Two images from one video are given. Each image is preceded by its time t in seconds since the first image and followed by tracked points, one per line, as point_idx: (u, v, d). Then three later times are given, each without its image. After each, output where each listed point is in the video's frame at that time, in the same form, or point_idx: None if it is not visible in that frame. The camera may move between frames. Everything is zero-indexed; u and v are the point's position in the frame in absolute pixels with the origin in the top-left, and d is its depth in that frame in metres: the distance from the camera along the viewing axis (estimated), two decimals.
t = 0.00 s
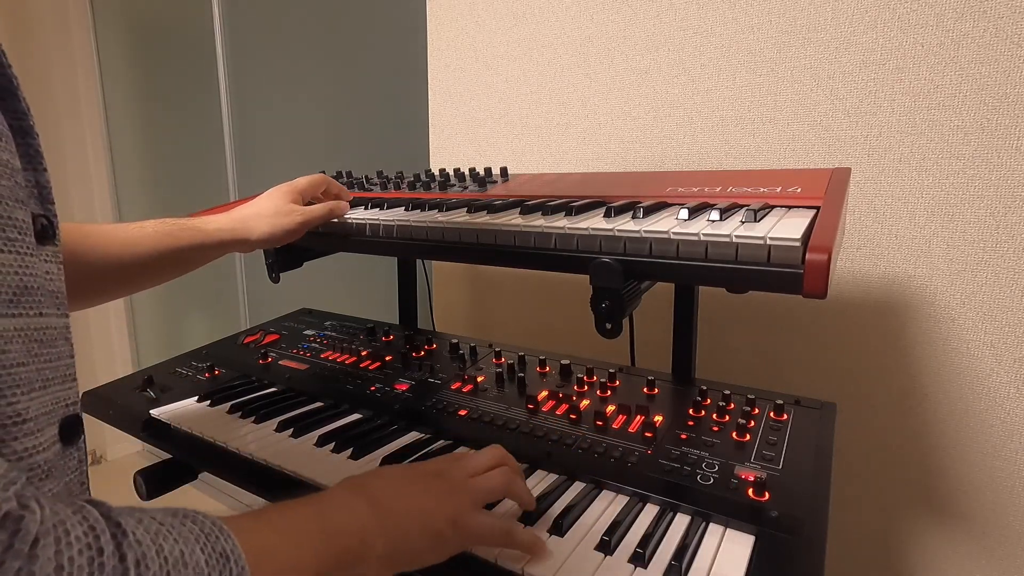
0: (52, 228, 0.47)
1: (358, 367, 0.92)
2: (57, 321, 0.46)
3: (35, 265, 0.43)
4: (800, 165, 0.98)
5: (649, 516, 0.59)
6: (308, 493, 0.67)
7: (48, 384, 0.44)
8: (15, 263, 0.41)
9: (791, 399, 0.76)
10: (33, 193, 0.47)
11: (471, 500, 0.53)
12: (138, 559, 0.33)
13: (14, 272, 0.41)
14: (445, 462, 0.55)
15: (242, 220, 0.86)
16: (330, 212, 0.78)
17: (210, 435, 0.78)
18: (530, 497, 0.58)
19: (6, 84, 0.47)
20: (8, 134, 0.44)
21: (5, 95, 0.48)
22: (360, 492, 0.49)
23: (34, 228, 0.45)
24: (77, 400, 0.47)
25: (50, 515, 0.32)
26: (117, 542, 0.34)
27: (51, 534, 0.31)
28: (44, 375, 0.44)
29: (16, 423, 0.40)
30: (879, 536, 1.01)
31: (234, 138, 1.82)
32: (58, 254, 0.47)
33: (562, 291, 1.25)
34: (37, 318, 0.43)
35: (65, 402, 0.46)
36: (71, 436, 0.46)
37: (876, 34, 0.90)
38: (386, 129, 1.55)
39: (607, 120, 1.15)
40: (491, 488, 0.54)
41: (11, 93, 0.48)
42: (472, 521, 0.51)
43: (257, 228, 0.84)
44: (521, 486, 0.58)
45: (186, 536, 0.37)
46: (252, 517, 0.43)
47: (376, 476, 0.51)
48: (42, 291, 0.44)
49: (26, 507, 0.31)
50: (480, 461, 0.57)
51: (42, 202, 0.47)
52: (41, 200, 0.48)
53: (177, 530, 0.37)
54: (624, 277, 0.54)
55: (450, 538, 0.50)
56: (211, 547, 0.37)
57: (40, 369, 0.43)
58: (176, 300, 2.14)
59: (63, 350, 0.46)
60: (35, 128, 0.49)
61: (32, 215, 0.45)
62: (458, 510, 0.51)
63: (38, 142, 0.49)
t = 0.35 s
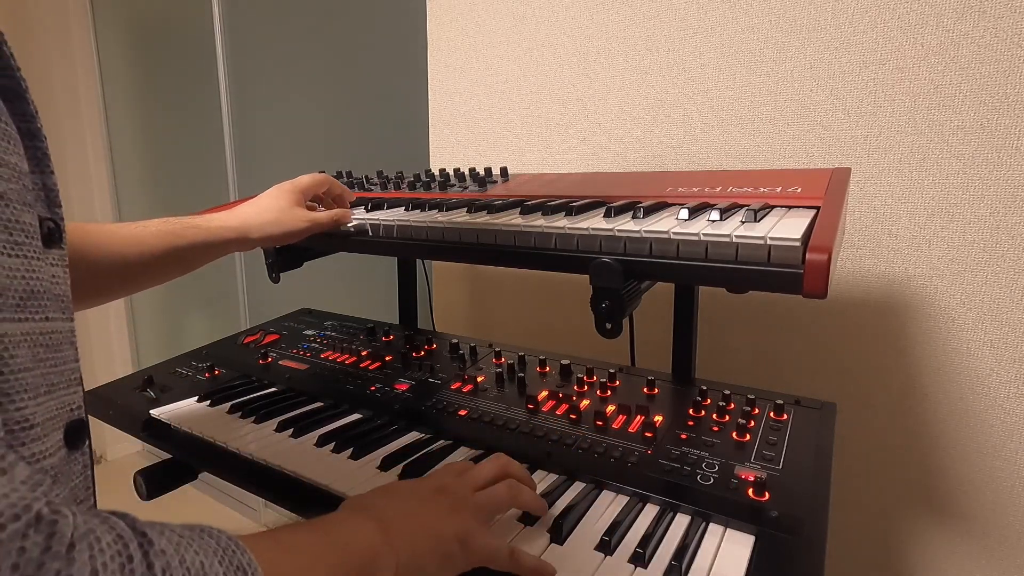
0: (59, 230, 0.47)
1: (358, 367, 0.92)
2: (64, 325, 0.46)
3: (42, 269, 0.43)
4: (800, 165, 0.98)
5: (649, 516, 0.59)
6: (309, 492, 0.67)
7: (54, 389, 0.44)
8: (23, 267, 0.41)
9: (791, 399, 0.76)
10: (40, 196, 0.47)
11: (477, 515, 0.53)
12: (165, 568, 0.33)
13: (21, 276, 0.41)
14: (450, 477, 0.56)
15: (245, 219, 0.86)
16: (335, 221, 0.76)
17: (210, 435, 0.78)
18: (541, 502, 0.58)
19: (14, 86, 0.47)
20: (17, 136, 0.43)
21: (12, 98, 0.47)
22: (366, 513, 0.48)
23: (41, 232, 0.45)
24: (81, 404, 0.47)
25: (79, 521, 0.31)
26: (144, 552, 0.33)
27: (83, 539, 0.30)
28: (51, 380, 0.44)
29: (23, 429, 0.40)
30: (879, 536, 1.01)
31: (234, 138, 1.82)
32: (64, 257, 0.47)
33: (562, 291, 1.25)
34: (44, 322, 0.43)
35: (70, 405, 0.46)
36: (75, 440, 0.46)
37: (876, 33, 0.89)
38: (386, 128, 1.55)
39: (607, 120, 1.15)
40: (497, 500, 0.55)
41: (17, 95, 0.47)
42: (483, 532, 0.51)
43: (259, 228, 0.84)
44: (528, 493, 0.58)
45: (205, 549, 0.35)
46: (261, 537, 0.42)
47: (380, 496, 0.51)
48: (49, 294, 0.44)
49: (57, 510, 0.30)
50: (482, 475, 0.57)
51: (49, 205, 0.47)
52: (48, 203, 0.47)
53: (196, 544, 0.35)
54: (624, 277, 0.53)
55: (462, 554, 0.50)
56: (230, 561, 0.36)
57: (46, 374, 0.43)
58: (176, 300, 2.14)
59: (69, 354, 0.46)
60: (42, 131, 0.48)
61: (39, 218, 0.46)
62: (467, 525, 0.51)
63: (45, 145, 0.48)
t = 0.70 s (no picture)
0: (56, 231, 0.47)
1: (358, 367, 0.92)
2: (64, 328, 0.45)
3: (43, 272, 0.43)
4: (800, 165, 0.98)
5: (650, 516, 0.59)
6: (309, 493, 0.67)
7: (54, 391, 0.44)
8: (25, 270, 0.41)
9: (791, 399, 0.76)
10: (38, 199, 0.47)
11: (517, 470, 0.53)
12: (218, 523, 0.36)
13: (23, 280, 0.41)
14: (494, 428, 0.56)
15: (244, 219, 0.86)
16: (336, 221, 0.77)
17: (210, 436, 0.78)
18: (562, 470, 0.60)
19: (13, 89, 0.46)
20: (16, 139, 0.42)
21: (11, 101, 0.46)
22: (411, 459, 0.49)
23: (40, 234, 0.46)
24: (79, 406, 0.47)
25: (130, 487, 0.34)
26: (195, 511, 0.36)
27: (131, 504, 0.33)
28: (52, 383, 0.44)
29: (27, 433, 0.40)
30: (879, 536, 1.01)
31: (234, 138, 1.83)
32: (62, 259, 0.47)
33: (562, 291, 1.25)
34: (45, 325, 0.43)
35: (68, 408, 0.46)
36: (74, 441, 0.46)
37: (876, 33, 0.90)
38: (386, 128, 1.55)
39: (607, 120, 1.15)
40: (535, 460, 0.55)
41: (17, 98, 0.46)
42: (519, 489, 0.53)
43: (258, 227, 0.84)
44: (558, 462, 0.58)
45: (259, 499, 0.38)
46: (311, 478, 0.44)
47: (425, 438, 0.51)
48: (49, 297, 0.43)
49: (109, 480, 0.33)
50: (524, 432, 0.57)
51: (47, 208, 0.48)
52: (46, 206, 0.48)
53: (248, 493, 0.39)
54: (624, 277, 0.53)
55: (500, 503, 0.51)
56: (284, 507, 0.39)
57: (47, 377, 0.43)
58: (176, 300, 2.14)
59: (67, 356, 0.46)
60: (41, 133, 0.49)
61: (38, 221, 0.46)
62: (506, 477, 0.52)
63: (44, 148, 0.49)
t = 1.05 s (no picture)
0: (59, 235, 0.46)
1: (358, 367, 0.92)
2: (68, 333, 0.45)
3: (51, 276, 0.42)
4: (800, 165, 0.98)
5: (649, 516, 0.59)
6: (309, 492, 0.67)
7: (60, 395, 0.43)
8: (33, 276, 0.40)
9: (791, 399, 0.76)
10: (44, 202, 0.45)
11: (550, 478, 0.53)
12: (300, 500, 0.38)
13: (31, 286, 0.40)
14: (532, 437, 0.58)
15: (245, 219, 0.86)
16: (335, 221, 0.77)
17: (210, 435, 0.78)
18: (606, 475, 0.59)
19: (17, 93, 0.46)
20: (20, 141, 0.42)
21: (16, 105, 0.46)
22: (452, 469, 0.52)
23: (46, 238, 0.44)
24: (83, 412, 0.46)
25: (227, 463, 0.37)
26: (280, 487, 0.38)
27: (231, 473, 0.36)
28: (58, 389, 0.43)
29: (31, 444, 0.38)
30: (879, 536, 1.01)
31: (234, 138, 1.83)
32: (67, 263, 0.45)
33: (562, 291, 1.26)
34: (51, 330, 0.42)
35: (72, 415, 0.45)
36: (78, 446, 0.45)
37: (876, 33, 0.90)
38: (386, 128, 1.55)
39: (607, 120, 1.15)
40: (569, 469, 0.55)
41: (21, 101, 0.46)
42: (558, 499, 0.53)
43: (259, 228, 0.84)
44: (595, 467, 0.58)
45: (326, 489, 0.41)
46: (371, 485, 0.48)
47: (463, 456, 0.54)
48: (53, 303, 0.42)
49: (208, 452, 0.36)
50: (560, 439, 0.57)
51: (51, 211, 0.46)
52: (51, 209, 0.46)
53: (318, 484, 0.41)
54: (624, 277, 0.53)
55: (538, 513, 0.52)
56: (344, 498, 0.42)
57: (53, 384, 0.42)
58: (176, 299, 2.14)
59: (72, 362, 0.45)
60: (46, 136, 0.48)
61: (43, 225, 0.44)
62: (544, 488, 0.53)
63: (48, 153, 0.48)
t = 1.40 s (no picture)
0: (68, 235, 0.47)
1: (358, 367, 0.92)
2: (70, 330, 0.46)
3: (52, 275, 0.43)
4: (800, 165, 0.98)
5: (649, 516, 0.59)
6: (309, 493, 0.67)
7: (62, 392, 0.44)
8: (33, 274, 0.41)
9: (791, 399, 0.76)
10: (50, 202, 0.47)
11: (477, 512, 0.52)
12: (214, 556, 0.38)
13: (31, 284, 0.41)
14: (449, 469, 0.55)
15: (246, 220, 0.85)
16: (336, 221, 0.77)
17: (211, 435, 0.78)
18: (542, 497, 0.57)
19: (26, 92, 0.46)
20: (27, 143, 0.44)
21: (22, 103, 0.46)
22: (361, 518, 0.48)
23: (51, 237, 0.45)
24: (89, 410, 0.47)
25: (59, 562, 0.31)
26: None
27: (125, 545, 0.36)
28: (60, 385, 0.44)
29: (30, 438, 0.40)
30: (879, 536, 1.01)
31: (234, 138, 1.83)
32: (72, 262, 0.47)
33: (561, 291, 1.26)
34: (53, 328, 0.43)
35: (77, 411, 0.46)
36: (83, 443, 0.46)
37: (876, 33, 0.90)
38: (386, 128, 1.55)
39: (607, 120, 1.15)
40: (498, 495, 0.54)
41: (29, 101, 0.47)
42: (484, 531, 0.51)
43: (260, 229, 0.84)
44: (527, 486, 0.57)
45: None
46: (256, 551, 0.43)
47: (378, 497, 0.51)
48: (58, 302, 0.44)
49: (36, 554, 0.31)
50: (481, 469, 0.56)
51: (58, 211, 0.47)
52: (58, 209, 0.47)
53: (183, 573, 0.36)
54: (624, 277, 0.54)
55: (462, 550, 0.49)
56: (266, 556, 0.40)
57: (55, 380, 0.43)
58: (176, 299, 2.14)
59: (75, 360, 0.46)
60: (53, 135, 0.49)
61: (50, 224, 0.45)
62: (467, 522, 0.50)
63: (55, 151, 0.49)
